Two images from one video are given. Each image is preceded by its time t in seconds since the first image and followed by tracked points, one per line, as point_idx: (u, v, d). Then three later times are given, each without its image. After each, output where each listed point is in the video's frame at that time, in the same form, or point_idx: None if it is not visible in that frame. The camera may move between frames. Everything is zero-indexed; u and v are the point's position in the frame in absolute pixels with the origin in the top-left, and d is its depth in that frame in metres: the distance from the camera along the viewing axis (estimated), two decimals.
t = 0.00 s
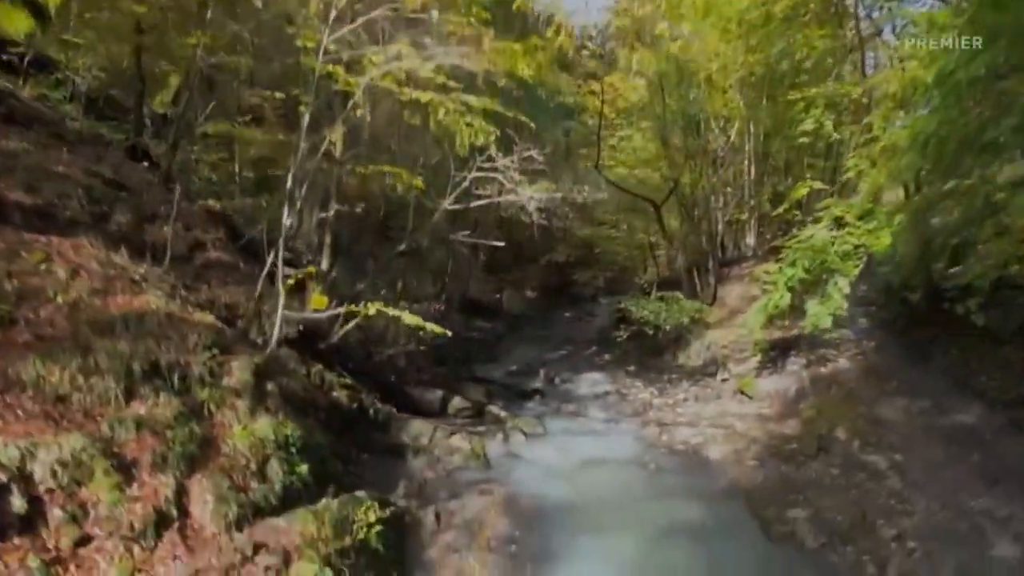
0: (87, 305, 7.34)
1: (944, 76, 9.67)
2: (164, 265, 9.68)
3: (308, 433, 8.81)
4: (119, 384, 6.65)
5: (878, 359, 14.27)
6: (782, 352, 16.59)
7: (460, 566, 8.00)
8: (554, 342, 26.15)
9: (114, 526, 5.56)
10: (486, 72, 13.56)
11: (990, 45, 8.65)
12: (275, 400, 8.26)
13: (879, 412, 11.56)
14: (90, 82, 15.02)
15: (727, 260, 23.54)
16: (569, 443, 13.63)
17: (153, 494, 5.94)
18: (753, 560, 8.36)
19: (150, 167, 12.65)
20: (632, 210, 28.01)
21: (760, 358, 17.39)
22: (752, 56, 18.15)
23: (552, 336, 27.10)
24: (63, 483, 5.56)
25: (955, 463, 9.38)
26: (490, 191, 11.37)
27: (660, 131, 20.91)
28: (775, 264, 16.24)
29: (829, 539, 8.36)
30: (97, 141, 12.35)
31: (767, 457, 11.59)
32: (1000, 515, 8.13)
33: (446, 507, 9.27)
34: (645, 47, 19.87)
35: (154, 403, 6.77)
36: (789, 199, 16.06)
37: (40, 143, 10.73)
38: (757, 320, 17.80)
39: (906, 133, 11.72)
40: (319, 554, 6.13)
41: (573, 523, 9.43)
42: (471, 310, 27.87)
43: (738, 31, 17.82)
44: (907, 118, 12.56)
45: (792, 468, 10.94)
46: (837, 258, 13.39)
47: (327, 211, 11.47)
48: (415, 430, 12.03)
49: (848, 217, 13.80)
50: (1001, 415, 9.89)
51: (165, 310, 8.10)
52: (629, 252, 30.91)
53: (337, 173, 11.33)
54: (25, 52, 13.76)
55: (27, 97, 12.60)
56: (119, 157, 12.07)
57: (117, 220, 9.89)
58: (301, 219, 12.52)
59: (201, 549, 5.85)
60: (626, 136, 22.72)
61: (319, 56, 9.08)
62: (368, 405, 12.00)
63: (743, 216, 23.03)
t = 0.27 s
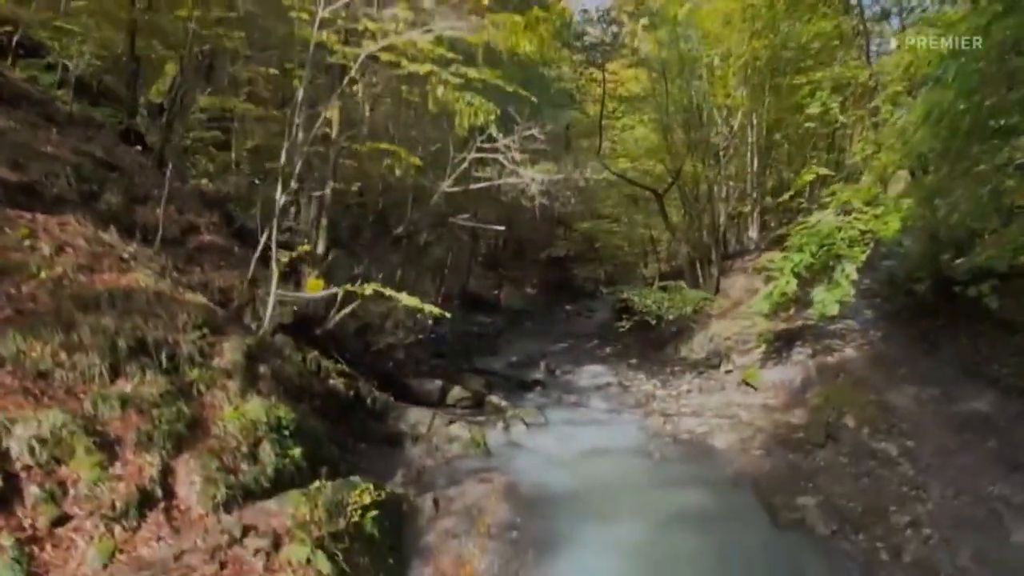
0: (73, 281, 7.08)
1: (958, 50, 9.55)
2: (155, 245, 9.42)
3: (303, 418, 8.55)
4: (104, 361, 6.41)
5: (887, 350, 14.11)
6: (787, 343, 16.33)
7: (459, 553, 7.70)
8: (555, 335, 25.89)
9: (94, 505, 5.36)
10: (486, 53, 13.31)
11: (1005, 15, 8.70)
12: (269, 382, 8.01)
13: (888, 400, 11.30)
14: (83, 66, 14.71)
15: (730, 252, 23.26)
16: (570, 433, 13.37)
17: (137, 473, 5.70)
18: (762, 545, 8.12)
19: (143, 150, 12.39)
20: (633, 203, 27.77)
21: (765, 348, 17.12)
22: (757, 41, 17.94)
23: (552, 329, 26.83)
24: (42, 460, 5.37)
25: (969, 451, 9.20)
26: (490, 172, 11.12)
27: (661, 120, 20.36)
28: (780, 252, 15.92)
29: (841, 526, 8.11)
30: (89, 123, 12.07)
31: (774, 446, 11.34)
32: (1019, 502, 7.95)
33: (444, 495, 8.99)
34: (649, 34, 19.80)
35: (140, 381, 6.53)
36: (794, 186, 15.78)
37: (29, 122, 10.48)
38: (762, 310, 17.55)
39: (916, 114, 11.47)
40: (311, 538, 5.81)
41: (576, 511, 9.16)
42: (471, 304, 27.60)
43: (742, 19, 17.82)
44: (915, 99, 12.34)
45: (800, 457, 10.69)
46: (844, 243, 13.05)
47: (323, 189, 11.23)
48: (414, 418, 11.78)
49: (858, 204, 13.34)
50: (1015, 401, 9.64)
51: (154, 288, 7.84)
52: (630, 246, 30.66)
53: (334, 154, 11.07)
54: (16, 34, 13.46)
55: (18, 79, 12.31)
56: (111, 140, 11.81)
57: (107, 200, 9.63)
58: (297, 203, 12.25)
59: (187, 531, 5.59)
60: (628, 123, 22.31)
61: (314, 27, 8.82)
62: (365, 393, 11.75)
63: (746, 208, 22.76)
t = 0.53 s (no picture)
0: (57, 260, 6.83)
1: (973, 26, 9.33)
2: (146, 228, 9.15)
3: (298, 404, 8.32)
4: (88, 341, 6.16)
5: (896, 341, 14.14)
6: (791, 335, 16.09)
7: (458, 542, 7.48)
8: (555, 330, 25.66)
9: (75, 487, 5.08)
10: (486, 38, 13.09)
11: None
12: (262, 366, 7.78)
13: (896, 389, 11.06)
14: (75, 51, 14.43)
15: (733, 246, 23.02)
16: (571, 424, 13.16)
17: (121, 455, 5.45)
18: (772, 534, 7.90)
19: (136, 136, 12.13)
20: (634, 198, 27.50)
21: (769, 340, 16.88)
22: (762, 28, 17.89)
23: (553, 324, 26.59)
24: (20, 441, 5.12)
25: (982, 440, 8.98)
26: (490, 156, 10.88)
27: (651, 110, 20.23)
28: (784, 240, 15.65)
29: (851, 516, 7.89)
30: (81, 107, 11.81)
31: (780, 437, 11.11)
32: None
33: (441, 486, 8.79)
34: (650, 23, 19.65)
35: (126, 362, 6.29)
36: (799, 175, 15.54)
37: (18, 104, 10.22)
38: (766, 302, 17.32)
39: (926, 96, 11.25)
40: (303, 522, 5.59)
41: (579, 500, 8.94)
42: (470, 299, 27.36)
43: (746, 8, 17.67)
44: (923, 82, 12.14)
45: (807, 448, 10.47)
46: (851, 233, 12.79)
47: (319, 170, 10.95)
48: (412, 409, 11.55)
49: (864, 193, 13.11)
50: None
51: (143, 269, 7.59)
52: (631, 241, 30.43)
53: (331, 137, 10.84)
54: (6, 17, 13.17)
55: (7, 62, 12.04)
56: (103, 124, 11.55)
57: (97, 182, 9.37)
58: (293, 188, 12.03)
59: (174, 514, 5.31)
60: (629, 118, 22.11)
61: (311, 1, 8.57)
62: (362, 382, 11.53)
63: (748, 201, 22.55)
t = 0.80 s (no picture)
0: (39, 233, 6.55)
1: None
2: (134, 207, 8.89)
3: (291, 388, 8.05)
4: (68, 315, 5.90)
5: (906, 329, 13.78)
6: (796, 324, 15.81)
7: (456, 528, 7.22)
8: (556, 323, 25.41)
9: (49, 464, 4.83)
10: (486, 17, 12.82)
11: None
12: (253, 346, 7.52)
13: (907, 377, 10.78)
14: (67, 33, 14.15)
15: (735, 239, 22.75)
16: (572, 413, 12.88)
17: (99, 433, 5.20)
18: (782, 521, 7.63)
19: (128, 117, 11.85)
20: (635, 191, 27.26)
21: (773, 331, 16.60)
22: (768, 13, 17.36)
23: (553, 318, 26.30)
24: None
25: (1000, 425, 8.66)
26: (490, 137, 10.58)
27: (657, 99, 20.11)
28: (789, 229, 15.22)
29: (864, 502, 7.62)
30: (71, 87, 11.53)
31: (787, 426, 10.84)
32: None
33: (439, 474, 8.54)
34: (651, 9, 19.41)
35: (108, 338, 6.02)
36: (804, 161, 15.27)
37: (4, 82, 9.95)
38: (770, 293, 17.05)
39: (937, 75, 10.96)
40: (293, 503, 5.33)
41: (582, 487, 8.66)
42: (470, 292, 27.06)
43: None
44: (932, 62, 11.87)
45: (815, 436, 10.20)
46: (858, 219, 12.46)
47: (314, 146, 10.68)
48: (410, 397, 11.28)
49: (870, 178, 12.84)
50: None
51: (130, 245, 7.31)
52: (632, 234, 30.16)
53: (326, 116, 10.57)
54: None
55: None
56: (93, 104, 11.27)
57: (85, 159, 9.10)
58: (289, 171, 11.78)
59: (155, 493, 5.07)
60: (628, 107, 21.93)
61: None
62: (358, 369, 11.26)
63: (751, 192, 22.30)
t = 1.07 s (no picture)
0: (16, 205, 6.26)
1: None
2: (121, 187, 8.62)
3: (283, 373, 7.75)
4: (45, 290, 5.64)
5: (911, 321, 13.42)
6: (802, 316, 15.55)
7: (453, 516, 6.92)
8: (557, 318, 25.14)
9: (18, 442, 4.56)
10: None
11: None
12: (242, 329, 7.23)
13: (918, 366, 10.49)
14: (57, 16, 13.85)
15: (738, 233, 22.45)
16: (573, 405, 12.58)
17: (74, 412, 4.94)
18: (793, 511, 7.35)
19: (118, 100, 11.56)
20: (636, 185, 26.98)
21: (778, 323, 16.30)
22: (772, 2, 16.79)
23: (553, 314, 25.99)
24: None
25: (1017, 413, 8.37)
26: (489, 118, 10.29)
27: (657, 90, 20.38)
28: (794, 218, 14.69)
29: (879, 491, 7.36)
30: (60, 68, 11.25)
31: (795, 416, 10.55)
32: None
33: (436, 464, 8.26)
34: None
35: (87, 315, 5.76)
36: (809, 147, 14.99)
37: None
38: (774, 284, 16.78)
39: (949, 54, 10.65)
40: (280, 486, 5.03)
41: (584, 477, 8.38)
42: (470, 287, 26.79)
43: None
44: (943, 43, 11.58)
45: (824, 426, 9.91)
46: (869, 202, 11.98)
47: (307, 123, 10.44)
48: (408, 387, 11.02)
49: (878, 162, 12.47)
50: None
51: (114, 221, 7.03)
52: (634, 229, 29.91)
53: (322, 96, 10.27)
54: None
55: None
56: (82, 86, 10.99)
57: (71, 138, 8.80)
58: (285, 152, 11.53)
59: (132, 475, 4.79)
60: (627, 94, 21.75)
61: None
62: (354, 358, 10.98)
63: (754, 184, 22.06)
